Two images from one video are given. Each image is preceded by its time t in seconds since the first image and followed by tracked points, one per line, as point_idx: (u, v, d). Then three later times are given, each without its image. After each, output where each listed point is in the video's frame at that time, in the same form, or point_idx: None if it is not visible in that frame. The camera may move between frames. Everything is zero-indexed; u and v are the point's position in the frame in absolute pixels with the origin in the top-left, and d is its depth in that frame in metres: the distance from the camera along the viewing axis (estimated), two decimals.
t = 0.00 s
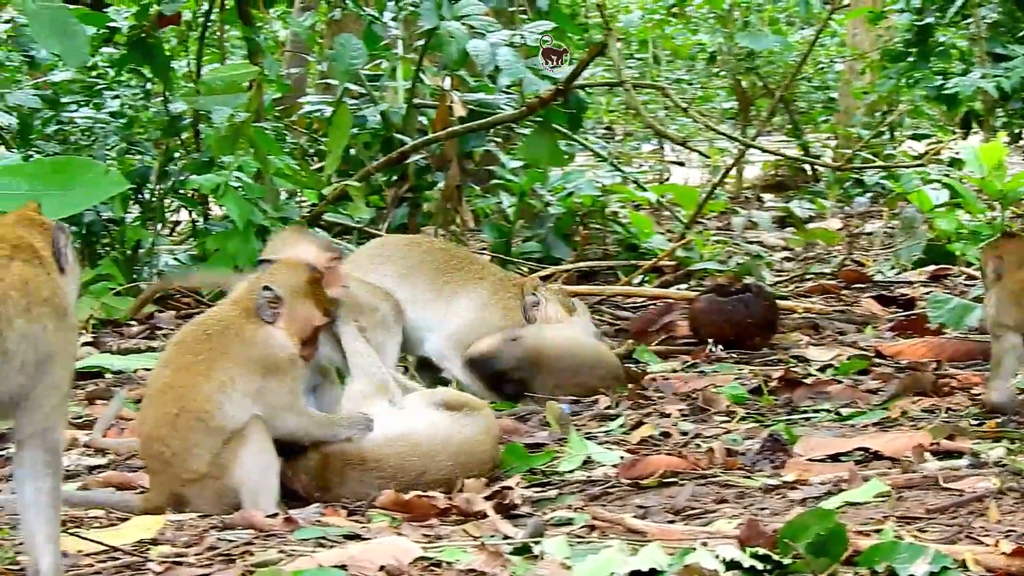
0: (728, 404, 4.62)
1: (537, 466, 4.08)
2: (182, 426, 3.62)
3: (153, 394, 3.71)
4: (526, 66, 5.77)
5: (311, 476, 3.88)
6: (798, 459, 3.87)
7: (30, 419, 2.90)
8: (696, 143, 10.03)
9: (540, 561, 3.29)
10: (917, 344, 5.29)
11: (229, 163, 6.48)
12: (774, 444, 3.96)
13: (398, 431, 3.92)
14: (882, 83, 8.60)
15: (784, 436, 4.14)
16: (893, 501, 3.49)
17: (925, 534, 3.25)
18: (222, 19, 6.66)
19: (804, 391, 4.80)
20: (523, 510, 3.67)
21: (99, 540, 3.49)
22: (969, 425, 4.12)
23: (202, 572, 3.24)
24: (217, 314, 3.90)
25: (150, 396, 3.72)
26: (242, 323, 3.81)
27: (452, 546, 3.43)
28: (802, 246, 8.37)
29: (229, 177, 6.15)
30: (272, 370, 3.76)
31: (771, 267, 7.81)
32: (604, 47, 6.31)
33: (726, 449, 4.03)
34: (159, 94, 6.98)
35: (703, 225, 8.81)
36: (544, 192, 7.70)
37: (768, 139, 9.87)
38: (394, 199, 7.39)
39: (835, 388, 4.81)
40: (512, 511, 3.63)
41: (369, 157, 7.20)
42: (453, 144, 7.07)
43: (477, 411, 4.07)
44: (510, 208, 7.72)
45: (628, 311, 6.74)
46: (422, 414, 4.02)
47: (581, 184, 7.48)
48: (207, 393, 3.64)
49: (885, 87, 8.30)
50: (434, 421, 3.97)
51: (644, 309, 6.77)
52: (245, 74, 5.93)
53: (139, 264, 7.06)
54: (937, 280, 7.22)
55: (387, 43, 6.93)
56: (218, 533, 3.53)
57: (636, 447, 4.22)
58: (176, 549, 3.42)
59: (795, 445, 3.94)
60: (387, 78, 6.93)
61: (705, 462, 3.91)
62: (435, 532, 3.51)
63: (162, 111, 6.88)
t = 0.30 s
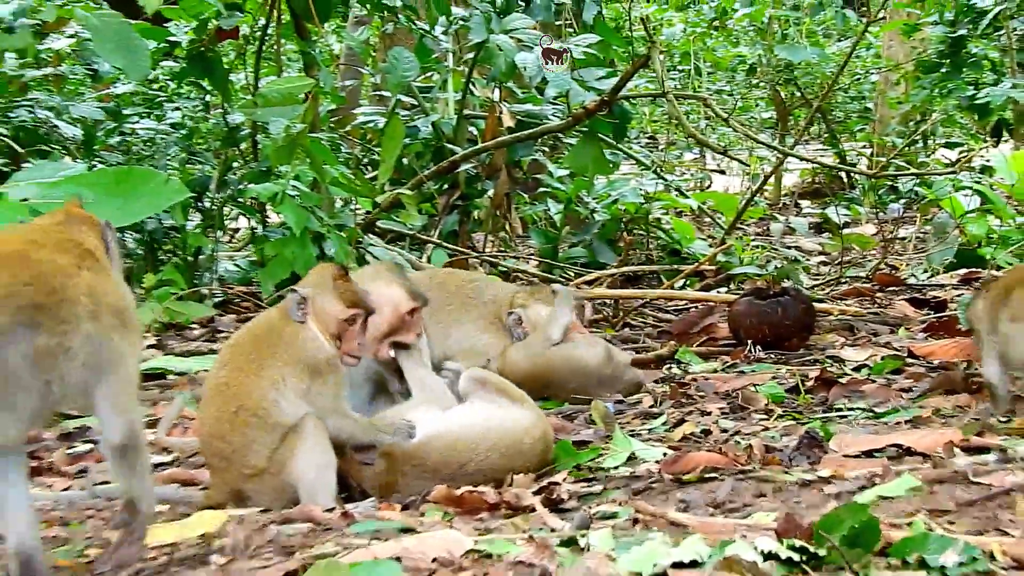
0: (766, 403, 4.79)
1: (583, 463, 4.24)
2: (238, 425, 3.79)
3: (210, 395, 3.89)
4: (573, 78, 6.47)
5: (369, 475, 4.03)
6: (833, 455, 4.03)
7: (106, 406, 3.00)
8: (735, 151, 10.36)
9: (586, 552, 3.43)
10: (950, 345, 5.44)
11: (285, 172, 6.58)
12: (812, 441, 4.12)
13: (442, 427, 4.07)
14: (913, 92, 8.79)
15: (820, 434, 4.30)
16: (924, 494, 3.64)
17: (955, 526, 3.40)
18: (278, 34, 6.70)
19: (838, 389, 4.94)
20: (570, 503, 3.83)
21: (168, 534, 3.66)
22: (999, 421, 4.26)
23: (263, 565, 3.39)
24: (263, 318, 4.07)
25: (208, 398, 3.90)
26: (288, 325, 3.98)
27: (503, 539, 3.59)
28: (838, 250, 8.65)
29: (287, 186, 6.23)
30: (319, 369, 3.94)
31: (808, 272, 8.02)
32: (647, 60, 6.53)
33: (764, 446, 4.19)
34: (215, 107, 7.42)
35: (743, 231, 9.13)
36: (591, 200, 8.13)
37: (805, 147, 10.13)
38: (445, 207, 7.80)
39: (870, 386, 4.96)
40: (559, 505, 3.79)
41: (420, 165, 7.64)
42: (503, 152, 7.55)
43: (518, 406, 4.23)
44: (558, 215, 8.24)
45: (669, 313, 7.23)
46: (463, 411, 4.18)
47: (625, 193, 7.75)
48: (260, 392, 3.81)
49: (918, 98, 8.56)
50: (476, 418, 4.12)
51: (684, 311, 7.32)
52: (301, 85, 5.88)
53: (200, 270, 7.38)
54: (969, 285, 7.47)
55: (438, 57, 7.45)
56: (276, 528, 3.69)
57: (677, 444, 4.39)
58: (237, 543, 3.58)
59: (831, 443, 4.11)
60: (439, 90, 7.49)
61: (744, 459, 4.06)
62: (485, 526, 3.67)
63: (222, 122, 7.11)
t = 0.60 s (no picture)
0: (787, 398, 5.02)
1: (612, 456, 4.44)
2: (287, 419, 4.05)
3: (260, 393, 4.16)
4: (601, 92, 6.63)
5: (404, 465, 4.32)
6: (851, 449, 4.24)
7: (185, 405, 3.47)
8: (755, 161, 10.62)
9: (615, 542, 3.60)
10: (963, 342, 5.65)
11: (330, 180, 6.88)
12: (829, 435, 4.35)
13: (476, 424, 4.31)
14: (925, 105, 9.10)
15: (838, 428, 4.51)
16: (937, 486, 3.82)
17: (968, 516, 3.57)
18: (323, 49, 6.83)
19: (855, 385, 5.16)
20: (600, 496, 4.02)
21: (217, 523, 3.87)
22: (1010, 417, 4.44)
23: (307, 555, 3.56)
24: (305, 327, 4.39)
25: (258, 395, 4.17)
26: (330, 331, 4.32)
27: (536, 530, 3.74)
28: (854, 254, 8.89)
29: (331, 195, 6.55)
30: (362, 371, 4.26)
31: (826, 273, 8.29)
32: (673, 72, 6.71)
33: (785, 440, 4.41)
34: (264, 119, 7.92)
35: (764, 236, 9.48)
36: (619, 207, 8.24)
37: (824, 156, 10.39)
38: (480, 213, 8.03)
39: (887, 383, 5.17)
40: (589, 497, 3.98)
41: (458, 173, 7.89)
42: (536, 161, 7.68)
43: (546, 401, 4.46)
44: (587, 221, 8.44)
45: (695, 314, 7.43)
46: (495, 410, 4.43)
47: (652, 200, 7.98)
48: (309, 389, 4.09)
49: (929, 109, 8.91)
50: (509, 415, 4.35)
51: (709, 311, 7.52)
52: (344, 99, 5.93)
53: (249, 273, 7.72)
54: (978, 285, 7.55)
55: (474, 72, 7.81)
56: (319, 519, 3.88)
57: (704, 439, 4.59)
58: (282, 533, 3.76)
59: (848, 437, 4.31)
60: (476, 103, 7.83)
61: (766, 451, 4.30)
62: (519, 517, 3.85)
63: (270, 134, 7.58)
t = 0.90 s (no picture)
0: (804, 400, 5.05)
1: (630, 458, 4.48)
2: (306, 419, 4.06)
3: (280, 393, 4.17)
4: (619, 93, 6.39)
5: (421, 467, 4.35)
6: (868, 451, 4.26)
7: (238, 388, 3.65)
8: (773, 163, 10.63)
9: (633, 544, 3.59)
10: (980, 344, 5.67)
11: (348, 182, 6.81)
12: (847, 437, 4.39)
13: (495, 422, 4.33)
14: (944, 107, 9.03)
15: (856, 430, 4.54)
16: (954, 488, 3.82)
17: (985, 518, 3.55)
18: (342, 51, 7.03)
19: (873, 387, 5.19)
20: (617, 498, 4.03)
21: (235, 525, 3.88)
22: None
23: (324, 556, 3.55)
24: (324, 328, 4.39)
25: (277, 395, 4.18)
26: (348, 330, 4.31)
27: (553, 531, 3.74)
28: (872, 256, 8.89)
29: (349, 195, 6.48)
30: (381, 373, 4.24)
31: (844, 276, 8.31)
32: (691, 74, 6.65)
33: (803, 442, 4.44)
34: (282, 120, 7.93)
35: (781, 238, 9.54)
36: (637, 207, 8.32)
37: (841, 158, 10.37)
38: (499, 215, 8.06)
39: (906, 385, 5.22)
40: (607, 499, 3.99)
41: (476, 176, 7.85)
42: (554, 163, 7.64)
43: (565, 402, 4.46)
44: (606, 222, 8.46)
45: (712, 316, 7.48)
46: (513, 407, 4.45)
47: (670, 202, 7.99)
48: (328, 390, 4.09)
49: (948, 110, 8.83)
50: (526, 413, 4.35)
51: (727, 313, 7.55)
52: (361, 101, 6.10)
53: (267, 275, 7.63)
54: (997, 287, 7.67)
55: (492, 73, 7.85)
56: (337, 521, 3.88)
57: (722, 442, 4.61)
58: (300, 534, 3.77)
59: (866, 439, 4.34)
60: (494, 105, 7.86)
61: (784, 453, 4.33)
62: (537, 518, 3.85)
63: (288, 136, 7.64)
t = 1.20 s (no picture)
0: (818, 401, 5.10)
1: (644, 459, 4.57)
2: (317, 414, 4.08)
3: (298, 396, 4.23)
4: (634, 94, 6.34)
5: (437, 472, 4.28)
6: (882, 452, 4.29)
7: (247, 379, 3.92)
8: (787, 164, 10.66)
9: (646, 545, 3.58)
10: (995, 345, 5.72)
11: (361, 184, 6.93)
12: (861, 438, 4.43)
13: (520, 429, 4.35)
14: (957, 108, 8.99)
15: (870, 431, 4.56)
16: (968, 489, 3.81)
17: (998, 520, 3.54)
18: (355, 53, 7.05)
19: (886, 389, 5.24)
20: (631, 499, 4.04)
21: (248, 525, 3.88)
22: None
23: (338, 557, 3.55)
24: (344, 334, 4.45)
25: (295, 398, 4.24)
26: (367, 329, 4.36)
27: (566, 532, 3.74)
28: (886, 257, 8.91)
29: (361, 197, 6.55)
30: (401, 363, 4.22)
31: (857, 277, 8.33)
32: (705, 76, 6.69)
33: (817, 443, 4.47)
34: (297, 122, 7.98)
35: (795, 239, 9.57)
36: (650, 208, 8.38)
37: (854, 160, 10.36)
38: (512, 216, 8.01)
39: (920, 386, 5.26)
40: (620, 500, 4.01)
41: (490, 177, 7.82)
42: (568, 164, 7.76)
43: (587, 406, 4.53)
44: (619, 224, 8.49)
45: (726, 317, 7.53)
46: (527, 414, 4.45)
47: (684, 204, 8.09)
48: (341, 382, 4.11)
49: (961, 112, 8.78)
50: (553, 420, 4.38)
51: (740, 314, 7.58)
52: (374, 103, 6.10)
53: (281, 276, 7.73)
54: (1010, 288, 7.66)
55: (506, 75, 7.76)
56: (351, 522, 3.89)
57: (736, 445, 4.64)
58: (314, 535, 3.77)
59: (880, 440, 4.36)
60: (507, 106, 7.85)
61: (797, 454, 4.36)
62: (550, 520, 3.86)
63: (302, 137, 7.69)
